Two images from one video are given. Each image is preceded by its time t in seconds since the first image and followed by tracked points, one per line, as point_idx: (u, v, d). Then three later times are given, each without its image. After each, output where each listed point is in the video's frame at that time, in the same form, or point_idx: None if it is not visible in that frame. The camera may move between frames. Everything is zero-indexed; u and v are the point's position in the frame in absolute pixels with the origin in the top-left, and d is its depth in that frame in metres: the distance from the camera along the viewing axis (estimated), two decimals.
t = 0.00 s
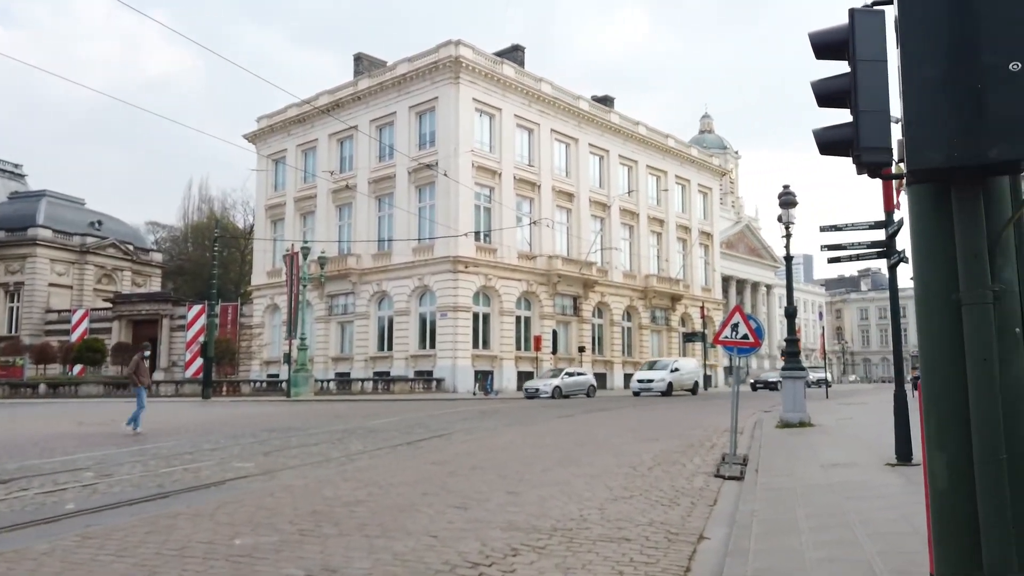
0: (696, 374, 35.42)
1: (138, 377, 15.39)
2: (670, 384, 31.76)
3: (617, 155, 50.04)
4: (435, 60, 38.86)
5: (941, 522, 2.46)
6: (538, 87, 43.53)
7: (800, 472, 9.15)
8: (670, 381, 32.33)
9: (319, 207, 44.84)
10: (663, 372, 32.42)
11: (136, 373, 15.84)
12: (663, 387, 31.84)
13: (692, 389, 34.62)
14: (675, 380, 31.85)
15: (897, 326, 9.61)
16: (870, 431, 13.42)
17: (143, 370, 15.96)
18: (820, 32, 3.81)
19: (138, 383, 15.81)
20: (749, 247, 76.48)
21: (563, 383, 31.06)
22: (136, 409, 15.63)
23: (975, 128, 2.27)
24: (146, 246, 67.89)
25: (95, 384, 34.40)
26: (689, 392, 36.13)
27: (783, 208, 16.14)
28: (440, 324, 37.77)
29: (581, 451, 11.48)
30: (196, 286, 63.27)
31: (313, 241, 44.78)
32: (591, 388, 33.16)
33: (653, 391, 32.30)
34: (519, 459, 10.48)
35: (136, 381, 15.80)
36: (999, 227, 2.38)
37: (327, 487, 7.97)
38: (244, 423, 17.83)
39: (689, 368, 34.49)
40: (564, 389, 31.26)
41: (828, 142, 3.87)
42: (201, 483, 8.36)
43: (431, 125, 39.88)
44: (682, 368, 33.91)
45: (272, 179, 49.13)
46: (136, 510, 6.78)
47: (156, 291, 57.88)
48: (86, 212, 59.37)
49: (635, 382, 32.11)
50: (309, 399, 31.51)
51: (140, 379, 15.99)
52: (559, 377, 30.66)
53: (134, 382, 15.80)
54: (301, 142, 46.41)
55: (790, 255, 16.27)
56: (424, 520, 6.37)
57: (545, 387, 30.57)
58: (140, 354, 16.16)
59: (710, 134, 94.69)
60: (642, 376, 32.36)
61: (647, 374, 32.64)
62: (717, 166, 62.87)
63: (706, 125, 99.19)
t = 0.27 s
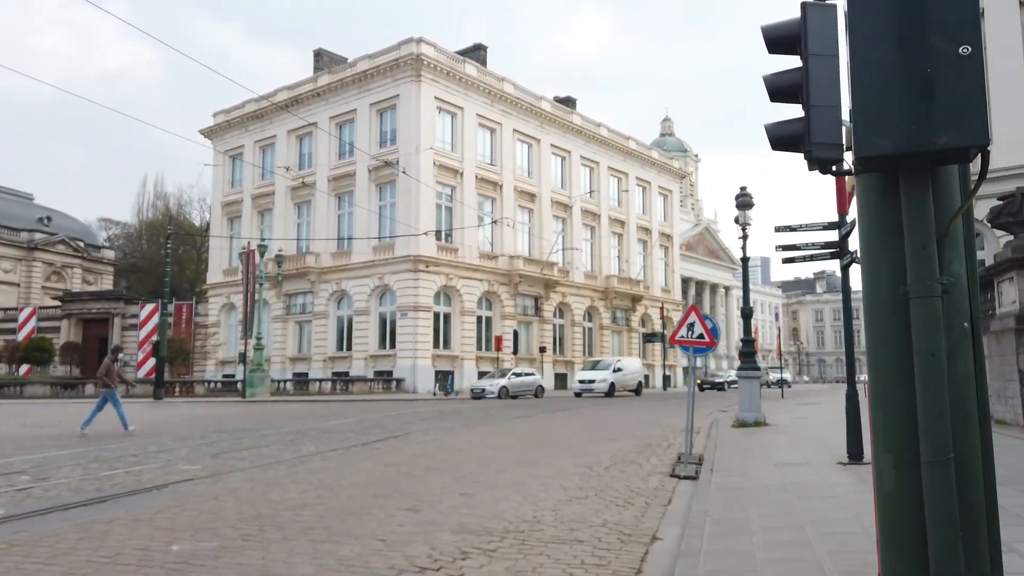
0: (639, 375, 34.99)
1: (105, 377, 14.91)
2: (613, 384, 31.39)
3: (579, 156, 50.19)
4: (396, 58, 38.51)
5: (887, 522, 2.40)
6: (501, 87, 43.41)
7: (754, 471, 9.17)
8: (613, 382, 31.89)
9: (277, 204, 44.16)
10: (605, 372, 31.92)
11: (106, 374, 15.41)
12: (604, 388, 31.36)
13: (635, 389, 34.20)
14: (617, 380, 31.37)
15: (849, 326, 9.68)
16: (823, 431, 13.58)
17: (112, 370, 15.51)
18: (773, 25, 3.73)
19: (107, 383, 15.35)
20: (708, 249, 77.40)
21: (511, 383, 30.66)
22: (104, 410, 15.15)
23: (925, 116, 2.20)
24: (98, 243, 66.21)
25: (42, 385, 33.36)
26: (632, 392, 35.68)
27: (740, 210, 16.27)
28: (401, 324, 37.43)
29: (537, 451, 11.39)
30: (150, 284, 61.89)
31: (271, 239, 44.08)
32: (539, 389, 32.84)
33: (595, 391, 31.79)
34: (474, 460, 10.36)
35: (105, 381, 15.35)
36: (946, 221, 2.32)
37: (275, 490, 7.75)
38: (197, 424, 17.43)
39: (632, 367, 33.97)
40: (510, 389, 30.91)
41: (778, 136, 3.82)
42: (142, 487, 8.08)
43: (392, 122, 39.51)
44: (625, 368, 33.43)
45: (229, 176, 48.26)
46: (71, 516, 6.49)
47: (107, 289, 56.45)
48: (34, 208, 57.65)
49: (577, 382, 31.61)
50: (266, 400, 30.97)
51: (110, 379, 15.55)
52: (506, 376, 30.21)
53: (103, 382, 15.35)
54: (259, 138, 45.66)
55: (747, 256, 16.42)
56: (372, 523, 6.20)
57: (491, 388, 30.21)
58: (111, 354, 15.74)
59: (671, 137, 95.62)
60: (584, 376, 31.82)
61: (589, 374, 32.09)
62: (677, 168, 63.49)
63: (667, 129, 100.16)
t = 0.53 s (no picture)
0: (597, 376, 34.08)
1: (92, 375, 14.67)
2: (569, 386, 30.52)
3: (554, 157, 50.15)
4: (370, 56, 38.18)
5: (841, 532, 2.28)
6: (476, 86, 43.22)
7: (723, 473, 9.09)
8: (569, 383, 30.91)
9: (249, 203, 43.62)
10: (561, 373, 30.92)
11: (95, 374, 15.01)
12: (560, 389, 30.37)
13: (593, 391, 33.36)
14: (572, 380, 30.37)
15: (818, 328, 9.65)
16: (794, 432, 13.58)
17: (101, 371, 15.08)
18: (735, 17, 3.61)
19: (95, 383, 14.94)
20: (683, 250, 77.81)
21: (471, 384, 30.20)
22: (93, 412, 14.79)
23: (884, 102, 2.08)
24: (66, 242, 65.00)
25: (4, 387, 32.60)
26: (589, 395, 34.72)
27: (711, 211, 16.25)
28: (374, 325, 37.08)
29: (506, 454, 11.24)
30: (120, 284, 60.88)
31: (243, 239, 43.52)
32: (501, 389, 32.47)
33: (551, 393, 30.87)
34: (441, 463, 10.19)
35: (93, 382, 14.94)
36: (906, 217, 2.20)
37: (233, 496, 7.52)
38: (163, 427, 17.07)
39: (589, 368, 33.02)
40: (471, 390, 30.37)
41: (741, 132, 3.70)
42: (94, 493, 7.81)
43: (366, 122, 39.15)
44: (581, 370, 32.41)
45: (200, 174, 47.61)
46: (14, 525, 6.22)
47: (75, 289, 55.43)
48: None
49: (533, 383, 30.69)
50: (235, 401, 30.51)
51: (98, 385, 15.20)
52: (466, 378, 29.61)
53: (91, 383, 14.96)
54: (230, 136, 45.09)
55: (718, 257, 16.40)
56: (329, 531, 6.00)
57: (451, 389, 29.67)
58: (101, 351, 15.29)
59: (646, 139, 96.05)
60: (539, 377, 30.83)
61: (544, 375, 31.21)
62: (652, 170, 63.71)
63: (642, 131, 100.62)
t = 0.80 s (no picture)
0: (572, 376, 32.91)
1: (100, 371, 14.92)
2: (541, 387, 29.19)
3: (545, 156, 50.07)
4: (359, 54, 37.97)
5: (821, 539, 2.18)
6: (466, 85, 43.05)
7: (711, 475, 8.98)
8: (541, 383, 29.65)
9: (237, 202, 43.36)
10: (532, 373, 29.65)
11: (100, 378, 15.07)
12: (530, 389, 29.08)
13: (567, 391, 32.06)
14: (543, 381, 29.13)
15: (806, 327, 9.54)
16: (783, 432, 13.51)
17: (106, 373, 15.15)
18: (719, 6, 3.49)
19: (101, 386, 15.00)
20: (674, 250, 77.90)
21: (448, 384, 29.67)
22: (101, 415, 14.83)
23: (868, 84, 1.95)
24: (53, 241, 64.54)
25: None
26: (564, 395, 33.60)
27: (700, 210, 16.17)
28: (364, 325, 36.86)
29: (492, 455, 11.12)
30: (108, 283, 60.46)
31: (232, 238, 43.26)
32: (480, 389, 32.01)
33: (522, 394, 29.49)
34: (426, 464, 10.05)
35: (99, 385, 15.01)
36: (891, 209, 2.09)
37: (210, 499, 7.37)
38: (149, 428, 16.89)
39: (563, 367, 31.80)
40: (448, 390, 29.79)
41: (724, 125, 3.59)
42: (68, 497, 7.64)
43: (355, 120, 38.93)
44: (554, 370, 31.18)
45: (189, 173, 47.32)
46: None
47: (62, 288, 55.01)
48: None
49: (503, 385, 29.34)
50: (223, 402, 30.27)
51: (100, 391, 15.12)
52: (442, 378, 29.04)
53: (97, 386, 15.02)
54: (219, 135, 44.83)
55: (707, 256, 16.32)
56: (306, 536, 5.86)
57: (427, 389, 29.12)
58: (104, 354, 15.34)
59: (637, 139, 96.11)
60: (510, 378, 29.56)
61: (515, 376, 29.81)
62: (643, 169, 63.71)
63: (633, 130, 100.70)
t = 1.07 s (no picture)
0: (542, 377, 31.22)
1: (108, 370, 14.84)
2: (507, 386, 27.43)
3: (536, 155, 49.90)
4: (349, 51, 37.72)
5: (816, 537, 2.08)
6: (457, 83, 42.83)
7: (700, 475, 8.82)
8: (508, 382, 28.23)
9: (226, 200, 43.07)
10: (499, 373, 28.22)
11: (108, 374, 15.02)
12: (497, 390, 27.63)
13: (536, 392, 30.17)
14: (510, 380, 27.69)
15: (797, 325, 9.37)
16: (774, 431, 13.38)
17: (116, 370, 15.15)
18: None
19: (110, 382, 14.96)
20: (666, 250, 77.89)
21: (423, 385, 29.26)
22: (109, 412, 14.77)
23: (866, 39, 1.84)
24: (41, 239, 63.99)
25: None
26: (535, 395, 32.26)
27: (691, 207, 16.03)
28: (353, 324, 36.60)
29: (480, 455, 10.94)
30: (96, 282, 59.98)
31: (221, 236, 42.94)
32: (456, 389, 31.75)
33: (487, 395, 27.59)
34: (411, 464, 9.87)
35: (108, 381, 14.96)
36: (891, 180, 1.97)
37: (186, 501, 7.17)
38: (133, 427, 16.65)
39: (532, 367, 30.11)
40: (424, 390, 29.38)
41: (711, 109, 3.43)
42: (39, 498, 7.43)
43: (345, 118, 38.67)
44: (523, 369, 29.78)
45: (177, 170, 46.99)
46: None
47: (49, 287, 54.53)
48: None
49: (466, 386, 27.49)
50: (210, 401, 30.01)
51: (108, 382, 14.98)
52: (417, 378, 28.66)
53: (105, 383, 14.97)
54: (208, 132, 44.53)
55: (697, 254, 16.19)
56: (282, 539, 5.67)
57: (402, 389, 28.76)
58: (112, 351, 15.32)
59: (629, 139, 96.16)
60: (476, 378, 28.10)
61: (480, 376, 27.97)
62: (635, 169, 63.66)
63: (625, 130, 100.72)
